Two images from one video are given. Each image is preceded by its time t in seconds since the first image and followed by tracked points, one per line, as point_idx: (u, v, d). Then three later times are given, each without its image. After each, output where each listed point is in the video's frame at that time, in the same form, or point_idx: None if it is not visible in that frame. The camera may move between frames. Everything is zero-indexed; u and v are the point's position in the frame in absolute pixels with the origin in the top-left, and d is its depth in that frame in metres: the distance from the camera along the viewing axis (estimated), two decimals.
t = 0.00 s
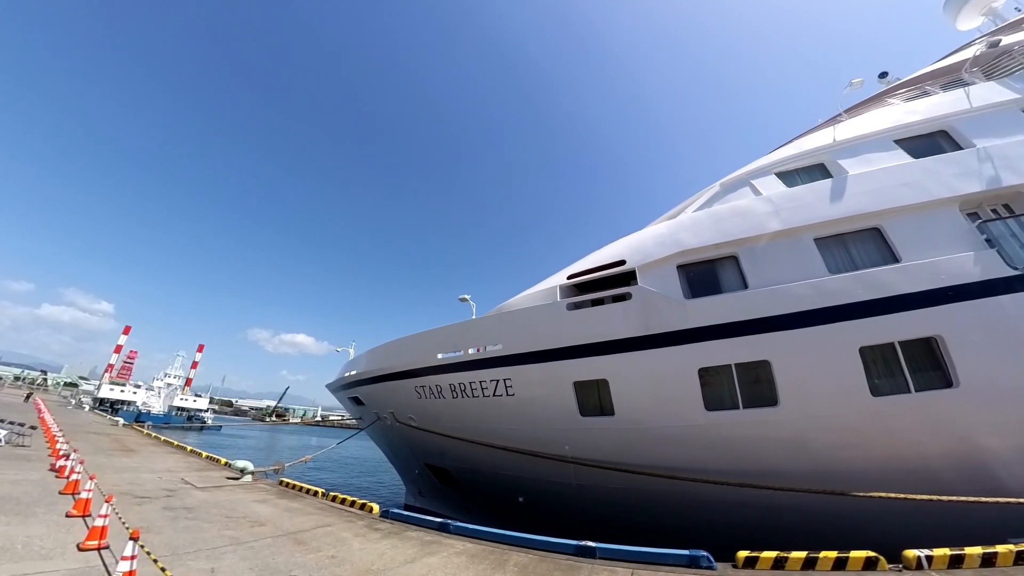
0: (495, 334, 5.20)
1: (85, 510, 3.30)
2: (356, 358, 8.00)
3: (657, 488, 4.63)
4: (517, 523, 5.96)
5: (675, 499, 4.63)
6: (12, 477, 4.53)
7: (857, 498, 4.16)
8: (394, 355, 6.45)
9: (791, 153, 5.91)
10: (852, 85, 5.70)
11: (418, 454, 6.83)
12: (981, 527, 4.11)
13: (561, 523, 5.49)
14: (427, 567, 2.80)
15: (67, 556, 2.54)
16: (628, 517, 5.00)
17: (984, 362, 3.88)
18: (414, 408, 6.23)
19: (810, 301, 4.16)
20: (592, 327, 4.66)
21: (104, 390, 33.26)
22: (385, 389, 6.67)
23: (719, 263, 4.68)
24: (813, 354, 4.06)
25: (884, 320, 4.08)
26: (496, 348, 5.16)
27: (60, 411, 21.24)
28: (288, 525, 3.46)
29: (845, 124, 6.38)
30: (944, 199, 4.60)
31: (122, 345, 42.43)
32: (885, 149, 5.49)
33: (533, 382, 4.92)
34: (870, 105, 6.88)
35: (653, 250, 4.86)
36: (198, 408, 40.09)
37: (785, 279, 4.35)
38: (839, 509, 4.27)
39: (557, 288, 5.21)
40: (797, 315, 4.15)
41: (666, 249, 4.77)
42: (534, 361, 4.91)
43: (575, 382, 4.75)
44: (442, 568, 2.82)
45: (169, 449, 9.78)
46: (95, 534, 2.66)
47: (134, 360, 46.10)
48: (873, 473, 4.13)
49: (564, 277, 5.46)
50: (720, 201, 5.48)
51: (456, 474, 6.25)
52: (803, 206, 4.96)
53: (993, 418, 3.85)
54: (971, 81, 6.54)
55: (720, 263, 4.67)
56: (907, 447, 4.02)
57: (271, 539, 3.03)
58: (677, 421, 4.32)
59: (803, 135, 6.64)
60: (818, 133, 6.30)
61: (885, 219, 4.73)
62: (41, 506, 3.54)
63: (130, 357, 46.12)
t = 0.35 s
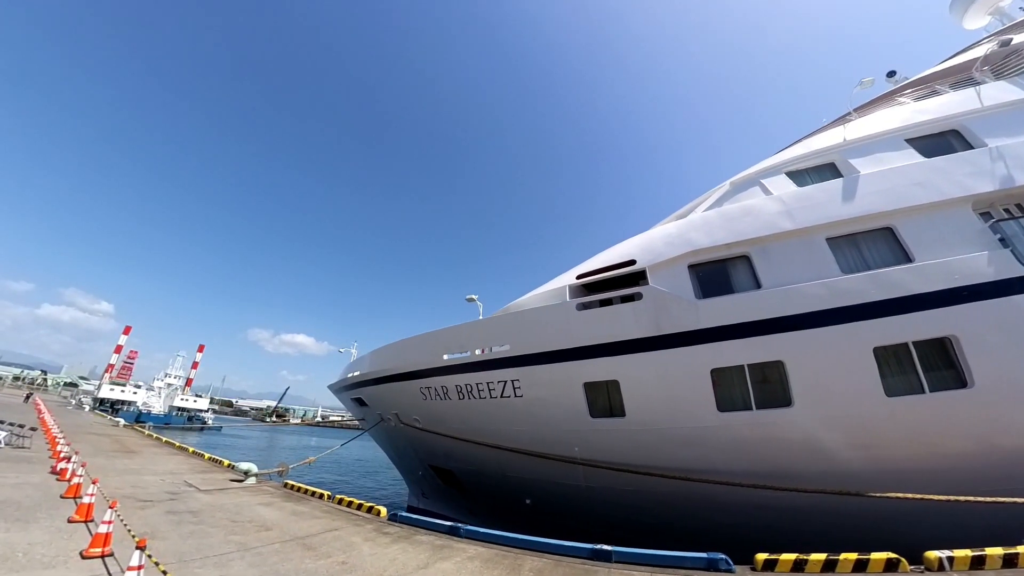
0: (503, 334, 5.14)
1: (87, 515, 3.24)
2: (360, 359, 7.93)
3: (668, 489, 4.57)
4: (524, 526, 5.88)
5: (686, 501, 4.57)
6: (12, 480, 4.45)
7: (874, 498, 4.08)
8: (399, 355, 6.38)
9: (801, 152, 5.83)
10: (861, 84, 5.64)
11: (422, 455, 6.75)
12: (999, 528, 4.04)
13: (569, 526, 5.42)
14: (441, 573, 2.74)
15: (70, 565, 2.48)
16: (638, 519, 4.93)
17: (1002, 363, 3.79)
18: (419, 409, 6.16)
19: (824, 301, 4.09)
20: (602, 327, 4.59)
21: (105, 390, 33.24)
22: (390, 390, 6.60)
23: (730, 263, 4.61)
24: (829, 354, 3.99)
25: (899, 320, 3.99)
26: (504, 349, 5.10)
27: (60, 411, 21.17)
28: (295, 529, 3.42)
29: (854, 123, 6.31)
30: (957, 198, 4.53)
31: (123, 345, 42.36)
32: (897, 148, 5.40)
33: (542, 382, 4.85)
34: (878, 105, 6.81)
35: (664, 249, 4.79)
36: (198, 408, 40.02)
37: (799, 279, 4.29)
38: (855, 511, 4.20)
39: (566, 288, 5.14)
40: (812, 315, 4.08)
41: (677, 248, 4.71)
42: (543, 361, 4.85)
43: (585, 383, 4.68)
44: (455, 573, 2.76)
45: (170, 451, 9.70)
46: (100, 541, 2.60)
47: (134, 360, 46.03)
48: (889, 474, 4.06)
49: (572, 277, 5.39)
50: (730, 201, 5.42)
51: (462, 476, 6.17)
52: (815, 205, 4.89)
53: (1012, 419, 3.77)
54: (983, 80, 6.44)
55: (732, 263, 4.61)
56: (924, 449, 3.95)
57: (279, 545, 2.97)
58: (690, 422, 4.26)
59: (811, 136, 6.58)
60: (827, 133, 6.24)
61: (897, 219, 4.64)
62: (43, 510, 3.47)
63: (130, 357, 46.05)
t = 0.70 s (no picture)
0: (508, 333, 5.06)
1: (82, 518, 3.16)
2: (361, 358, 7.83)
3: (677, 490, 4.48)
4: (530, 528, 5.80)
5: (695, 502, 4.48)
6: (7, 482, 4.37)
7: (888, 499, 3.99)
8: (401, 355, 6.28)
9: (810, 149, 5.72)
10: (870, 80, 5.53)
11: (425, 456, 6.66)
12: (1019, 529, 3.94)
13: (575, 528, 5.33)
14: None
15: (63, 572, 2.40)
16: (646, 520, 4.84)
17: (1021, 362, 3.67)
18: (422, 410, 6.07)
19: (837, 299, 4.00)
20: (610, 326, 4.51)
21: (105, 390, 33.18)
22: (392, 390, 6.51)
23: (740, 260, 4.53)
24: (842, 351, 3.90)
25: (912, 317, 3.89)
26: (510, 348, 5.01)
27: (59, 411, 21.08)
28: (297, 533, 3.37)
29: (862, 120, 6.20)
30: (970, 194, 4.42)
31: (122, 345, 42.28)
32: (907, 144, 5.29)
33: (548, 382, 4.77)
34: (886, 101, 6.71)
35: (672, 246, 4.70)
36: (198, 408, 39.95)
37: (811, 276, 4.20)
38: (869, 512, 4.11)
39: (573, 286, 5.06)
40: (825, 313, 3.99)
41: (686, 245, 4.62)
42: (549, 361, 4.77)
43: (592, 383, 4.60)
44: None
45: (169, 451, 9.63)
46: (95, 546, 2.52)
47: (133, 360, 45.96)
48: (904, 475, 3.96)
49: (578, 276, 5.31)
50: (739, 198, 5.33)
51: (466, 477, 6.08)
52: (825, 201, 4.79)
53: None
54: (993, 76, 6.33)
55: (742, 260, 4.53)
56: (939, 449, 3.85)
57: (281, 550, 2.89)
58: (700, 422, 4.17)
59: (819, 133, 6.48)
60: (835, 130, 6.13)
61: (910, 214, 4.54)
62: (38, 514, 3.39)
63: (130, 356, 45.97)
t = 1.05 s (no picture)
0: (513, 335, 5.03)
1: (86, 523, 3.14)
2: (363, 359, 7.79)
3: (684, 492, 4.46)
4: (534, 530, 5.77)
5: (703, 504, 4.45)
6: (9, 485, 4.34)
7: (897, 500, 3.96)
8: (405, 356, 6.26)
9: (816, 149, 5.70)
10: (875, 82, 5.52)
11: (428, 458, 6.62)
12: None
13: (580, 530, 5.31)
14: None
15: None
16: (652, 522, 4.81)
17: None
18: (426, 411, 6.04)
19: (845, 301, 3.97)
20: (617, 327, 4.47)
21: (105, 390, 33.16)
22: (395, 391, 6.48)
23: (747, 262, 4.51)
24: (850, 352, 3.87)
25: (920, 318, 3.85)
26: (515, 350, 4.98)
27: (58, 412, 20.99)
28: (303, 536, 3.34)
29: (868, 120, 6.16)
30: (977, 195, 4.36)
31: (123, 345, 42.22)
32: (914, 146, 5.24)
33: (554, 384, 4.74)
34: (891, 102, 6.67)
35: (679, 247, 4.68)
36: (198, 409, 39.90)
37: (819, 277, 4.17)
38: (879, 514, 4.06)
39: (578, 287, 5.03)
40: (833, 314, 3.96)
41: (693, 246, 4.59)
42: (555, 363, 4.74)
43: (599, 385, 4.58)
44: None
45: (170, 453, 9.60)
46: (99, 552, 2.49)
47: (133, 360, 45.93)
48: (913, 476, 3.93)
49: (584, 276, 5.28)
50: (745, 199, 5.30)
51: (469, 479, 6.05)
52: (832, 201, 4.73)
53: None
54: (999, 77, 6.28)
55: (749, 262, 4.50)
56: (950, 451, 3.81)
57: (288, 556, 2.86)
58: (708, 423, 4.14)
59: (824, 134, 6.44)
60: (841, 131, 6.10)
61: (916, 216, 4.47)
62: (40, 519, 3.36)
63: (130, 357, 45.91)
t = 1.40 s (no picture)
0: (517, 336, 5.01)
1: (90, 525, 3.13)
2: (365, 360, 7.76)
3: (689, 493, 4.43)
4: (537, 532, 5.75)
5: (709, 505, 4.43)
6: (11, 487, 4.31)
7: (906, 500, 3.91)
8: (407, 357, 6.23)
9: (820, 150, 5.67)
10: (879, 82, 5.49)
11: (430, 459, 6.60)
12: None
13: (584, 531, 5.29)
14: None
15: None
16: (657, 523, 4.78)
17: None
18: (429, 412, 6.01)
19: (850, 301, 3.94)
20: (622, 328, 4.45)
21: (105, 391, 33.14)
22: (398, 392, 6.45)
23: (752, 262, 4.49)
24: (857, 352, 3.85)
25: (927, 318, 3.82)
26: (519, 351, 4.96)
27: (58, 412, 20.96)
28: (309, 539, 3.33)
29: (872, 121, 6.11)
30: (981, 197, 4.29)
31: (123, 345, 42.17)
32: (918, 147, 5.20)
33: (559, 385, 4.72)
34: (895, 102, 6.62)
35: (684, 248, 4.66)
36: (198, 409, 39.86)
37: (825, 278, 4.15)
38: (888, 514, 4.02)
39: (583, 288, 5.01)
40: (838, 315, 3.93)
41: (698, 247, 4.57)
42: (559, 364, 4.72)
43: (604, 386, 4.56)
44: None
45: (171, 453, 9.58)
46: (104, 556, 2.45)
47: (133, 360, 45.88)
48: (921, 476, 3.90)
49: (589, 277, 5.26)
50: (750, 200, 5.28)
51: (472, 479, 6.02)
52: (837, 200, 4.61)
53: None
54: (1004, 77, 6.22)
55: (754, 262, 4.48)
56: (959, 450, 3.78)
57: (295, 558, 2.84)
58: (713, 424, 4.12)
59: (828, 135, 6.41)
60: (845, 132, 6.07)
61: (922, 218, 4.39)
62: (43, 521, 3.33)
63: (130, 357, 45.86)
